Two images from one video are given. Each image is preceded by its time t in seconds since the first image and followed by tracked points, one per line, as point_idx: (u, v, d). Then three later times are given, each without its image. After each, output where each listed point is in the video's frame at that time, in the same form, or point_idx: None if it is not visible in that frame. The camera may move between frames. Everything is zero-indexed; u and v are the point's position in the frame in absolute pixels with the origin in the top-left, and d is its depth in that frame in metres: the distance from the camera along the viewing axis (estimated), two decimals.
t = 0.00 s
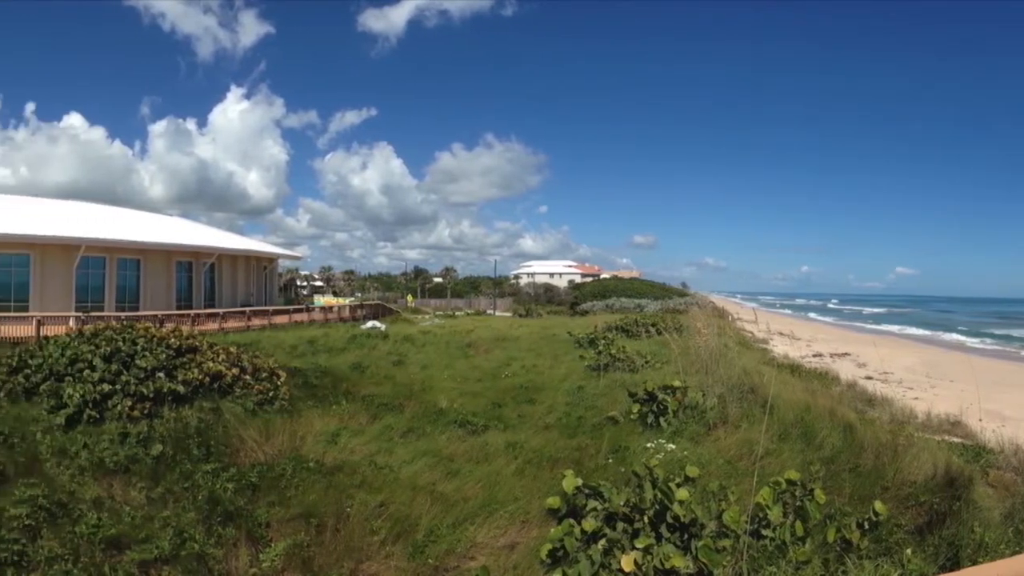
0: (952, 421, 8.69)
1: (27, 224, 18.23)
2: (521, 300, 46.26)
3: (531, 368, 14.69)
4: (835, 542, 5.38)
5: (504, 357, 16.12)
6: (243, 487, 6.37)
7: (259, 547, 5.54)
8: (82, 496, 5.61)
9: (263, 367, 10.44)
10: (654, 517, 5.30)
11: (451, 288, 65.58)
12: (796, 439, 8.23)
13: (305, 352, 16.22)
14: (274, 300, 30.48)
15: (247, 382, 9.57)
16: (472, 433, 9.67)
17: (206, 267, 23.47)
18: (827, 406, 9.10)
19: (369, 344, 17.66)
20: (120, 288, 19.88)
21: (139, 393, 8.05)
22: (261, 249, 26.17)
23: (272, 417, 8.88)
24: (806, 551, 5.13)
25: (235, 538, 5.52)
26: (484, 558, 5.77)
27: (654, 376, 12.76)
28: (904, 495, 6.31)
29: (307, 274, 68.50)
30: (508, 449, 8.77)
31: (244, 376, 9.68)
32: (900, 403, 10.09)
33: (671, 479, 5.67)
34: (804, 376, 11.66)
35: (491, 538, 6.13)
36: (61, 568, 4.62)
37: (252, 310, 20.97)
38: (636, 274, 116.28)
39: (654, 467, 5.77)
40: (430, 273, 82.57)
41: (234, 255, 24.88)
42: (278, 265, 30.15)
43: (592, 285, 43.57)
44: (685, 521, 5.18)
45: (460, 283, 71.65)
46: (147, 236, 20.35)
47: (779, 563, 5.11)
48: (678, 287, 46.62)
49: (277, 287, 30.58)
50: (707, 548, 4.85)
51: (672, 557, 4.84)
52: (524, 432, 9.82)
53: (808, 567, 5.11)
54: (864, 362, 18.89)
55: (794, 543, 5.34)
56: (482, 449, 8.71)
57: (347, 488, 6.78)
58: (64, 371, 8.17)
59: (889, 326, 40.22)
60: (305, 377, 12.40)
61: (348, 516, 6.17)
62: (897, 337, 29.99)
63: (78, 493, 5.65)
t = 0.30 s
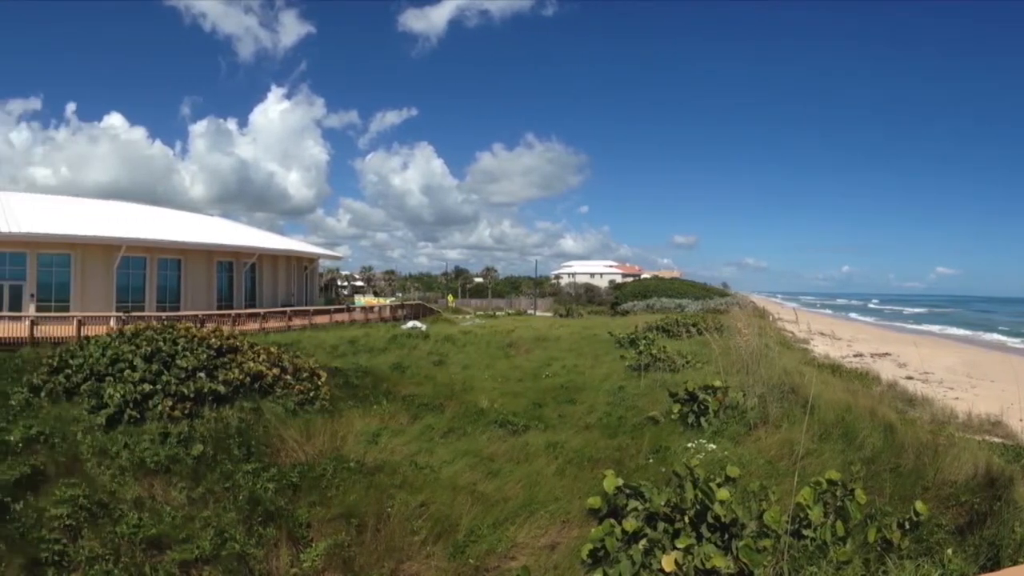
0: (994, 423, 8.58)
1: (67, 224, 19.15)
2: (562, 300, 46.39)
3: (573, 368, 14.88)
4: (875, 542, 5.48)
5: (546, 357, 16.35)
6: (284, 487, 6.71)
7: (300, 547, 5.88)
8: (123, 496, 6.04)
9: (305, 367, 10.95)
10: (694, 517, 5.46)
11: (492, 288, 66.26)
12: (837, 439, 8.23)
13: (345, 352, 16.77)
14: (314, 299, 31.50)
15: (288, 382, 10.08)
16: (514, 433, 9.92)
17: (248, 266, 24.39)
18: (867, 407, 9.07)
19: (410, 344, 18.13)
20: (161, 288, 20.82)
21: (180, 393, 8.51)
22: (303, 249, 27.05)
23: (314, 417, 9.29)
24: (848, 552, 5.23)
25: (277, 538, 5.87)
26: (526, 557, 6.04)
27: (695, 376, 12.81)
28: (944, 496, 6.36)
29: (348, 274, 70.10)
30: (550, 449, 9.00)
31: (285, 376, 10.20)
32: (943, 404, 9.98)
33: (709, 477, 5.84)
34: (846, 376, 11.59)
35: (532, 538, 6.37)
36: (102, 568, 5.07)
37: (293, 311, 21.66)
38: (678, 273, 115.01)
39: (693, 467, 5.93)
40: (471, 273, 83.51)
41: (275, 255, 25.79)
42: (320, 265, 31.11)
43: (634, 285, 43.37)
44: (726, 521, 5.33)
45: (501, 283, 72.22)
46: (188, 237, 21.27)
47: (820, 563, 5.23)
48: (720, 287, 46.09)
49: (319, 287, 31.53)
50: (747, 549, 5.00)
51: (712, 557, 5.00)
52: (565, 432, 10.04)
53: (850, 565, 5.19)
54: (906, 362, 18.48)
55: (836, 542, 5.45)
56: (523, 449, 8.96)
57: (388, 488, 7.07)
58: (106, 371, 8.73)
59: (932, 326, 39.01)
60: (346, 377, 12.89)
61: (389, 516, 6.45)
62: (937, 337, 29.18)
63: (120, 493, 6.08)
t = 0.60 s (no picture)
0: None
1: (108, 224, 20.00)
2: (601, 300, 46.43)
3: (614, 368, 15.05)
4: (916, 542, 5.56)
5: (587, 356, 16.55)
6: (324, 487, 7.00)
7: (340, 547, 6.13)
8: (163, 496, 6.40)
9: (346, 367, 11.43)
10: (735, 517, 5.60)
11: (533, 288, 66.72)
12: (878, 439, 8.24)
13: (386, 352, 17.27)
14: (355, 299, 32.36)
15: (328, 382, 10.52)
16: (553, 433, 10.17)
17: (288, 267, 25.27)
18: (908, 407, 9.06)
19: (451, 344, 18.54)
20: (202, 288, 21.66)
21: (220, 393, 9.03)
22: (343, 249, 27.86)
23: (354, 417, 9.69)
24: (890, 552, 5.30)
25: (317, 538, 6.13)
26: (566, 558, 6.27)
27: (736, 376, 12.84)
28: (985, 496, 6.41)
29: (389, 275, 71.46)
30: (591, 449, 9.24)
31: (325, 376, 10.67)
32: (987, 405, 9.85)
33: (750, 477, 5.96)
34: (886, 376, 11.54)
35: (573, 538, 6.62)
36: (143, 568, 5.33)
37: (333, 311, 22.28)
38: (721, 273, 113.40)
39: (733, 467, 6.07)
40: (512, 273, 84.12)
41: (315, 255, 26.64)
42: (359, 266, 31.98)
43: (673, 285, 43.16)
44: (767, 521, 5.45)
45: (541, 283, 72.59)
46: (228, 238, 22.19)
47: (862, 563, 5.32)
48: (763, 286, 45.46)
49: (359, 287, 32.40)
50: (789, 548, 5.09)
51: (754, 558, 5.07)
52: (605, 432, 10.24)
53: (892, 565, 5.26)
54: (947, 362, 18.02)
55: (877, 542, 5.52)
56: (564, 449, 9.22)
57: (429, 488, 7.38)
58: (147, 371, 9.35)
59: (976, 326, 37.84)
60: (387, 377, 13.35)
61: (430, 517, 6.71)
62: (975, 337, 28.42)
63: (161, 493, 6.46)
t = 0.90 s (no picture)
0: None
1: (148, 224, 20.91)
2: (644, 301, 46.34)
3: (655, 368, 15.18)
4: (956, 543, 5.65)
5: (628, 356, 16.71)
6: (365, 488, 7.41)
7: (381, 547, 6.46)
8: (204, 496, 6.89)
9: (387, 368, 11.90)
10: (776, 518, 5.75)
11: (574, 288, 66.89)
12: (918, 439, 8.25)
13: (427, 352, 17.77)
14: (396, 299, 33.13)
15: (369, 382, 10.98)
16: (594, 433, 10.42)
17: (329, 266, 26.10)
18: (949, 407, 9.02)
19: (491, 344, 18.91)
20: (243, 287, 22.59)
21: (261, 393, 9.58)
22: (384, 249, 28.62)
23: (395, 417, 10.13)
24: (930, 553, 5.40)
25: (358, 538, 6.50)
26: (606, 558, 6.52)
27: (777, 376, 12.86)
28: None
29: (430, 274, 72.61)
30: (632, 449, 9.47)
31: (366, 376, 11.13)
32: None
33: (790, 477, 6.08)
34: (926, 376, 11.48)
35: (614, 538, 6.89)
36: (184, 568, 5.74)
37: (375, 311, 22.88)
38: (767, 272, 111.33)
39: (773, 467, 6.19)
40: (553, 273, 84.47)
41: (356, 255, 27.45)
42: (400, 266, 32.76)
43: (714, 285, 42.82)
44: (807, 521, 5.58)
45: (582, 283, 72.66)
46: (269, 239, 23.06)
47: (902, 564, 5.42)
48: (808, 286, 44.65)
49: (400, 287, 33.17)
50: (829, 549, 5.21)
51: (795, 558, 5.19)
52: (647, 432, 10.44)
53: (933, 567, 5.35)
54: (990, 363, 17.54)
55: (917, 542, 5.60)
56: (605, 449, 9.47)
57: (469, 488, 7.71)
58: (188, 370, 9.95)
59: None
60: (428, 377, 13.80)
61: (470, 517, 7.02)
62: None
63: (202, 493, 6.97)
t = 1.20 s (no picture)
0: None
1: (191, 226, 21.90)
2: (684, 301, 46.08)
3: (696, 368, 15.28)
4: (997, 543, 5.74)
5: (668, 357, 16.83)
6: (406, 488, 7.83)
7: (422, 547, 6.82)
8: (245, 496, 7.36)
9: (428, 368, 12.35)
10: (816, 518, 5.89)
11: (614, 288, 66.81)
12: (958, 439, 8.26)
13: (468, 353, 18.19)
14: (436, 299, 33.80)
15: (410, 382, 11.44)
16: (635, 433, 10.63)
17: (370, 266, 26.85)
18: (992, 407, 8.97)
19: (530, 345, 19.23)
20: (284, 287, 23.49)
21: (302, 393, 10.10)
22: (424, 249, 29.28)
23: (435, 417, 10.57)
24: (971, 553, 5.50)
25: (399, 538, 6.88)
26: (647, 558, 6.76)
27: (817, 376, 12.85)
28: None
29: (469, 275, 73.44)
30: (673, 449, 9.67)
31: (406, 376, 11.60)
32: None
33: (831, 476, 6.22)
34: (967, 376, 11.39)
35: (654, 538, 7.13)
36: (225, 568, 6.11)
37: (415, 311, 23.50)
38: (814, 272, 108.85)
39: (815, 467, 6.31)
40: (594, 273, 84.38)
41: (397, 256, 28.17)
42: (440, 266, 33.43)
43: (756, 285, 42.34)
44: (848, 520, 5.71)
45: (623, 283, 72.44)
46: (311, 239, 23.92)
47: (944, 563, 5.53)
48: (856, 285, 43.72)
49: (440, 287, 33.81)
50: (869, 549, 5.35)
51: (835, 558, 5.35)
52: (689, 432, 10.60)
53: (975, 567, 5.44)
54: None
55: (958, 542, 5.69)
56: (645, 449, 9.68)
57: (511, 488, 8.06)
58: (228, 370, 10.55)
59: None
60: (468, 377, 14.22)
61: (511, 517, 7.38)
62: None
63: (243, 493, 7.44)
